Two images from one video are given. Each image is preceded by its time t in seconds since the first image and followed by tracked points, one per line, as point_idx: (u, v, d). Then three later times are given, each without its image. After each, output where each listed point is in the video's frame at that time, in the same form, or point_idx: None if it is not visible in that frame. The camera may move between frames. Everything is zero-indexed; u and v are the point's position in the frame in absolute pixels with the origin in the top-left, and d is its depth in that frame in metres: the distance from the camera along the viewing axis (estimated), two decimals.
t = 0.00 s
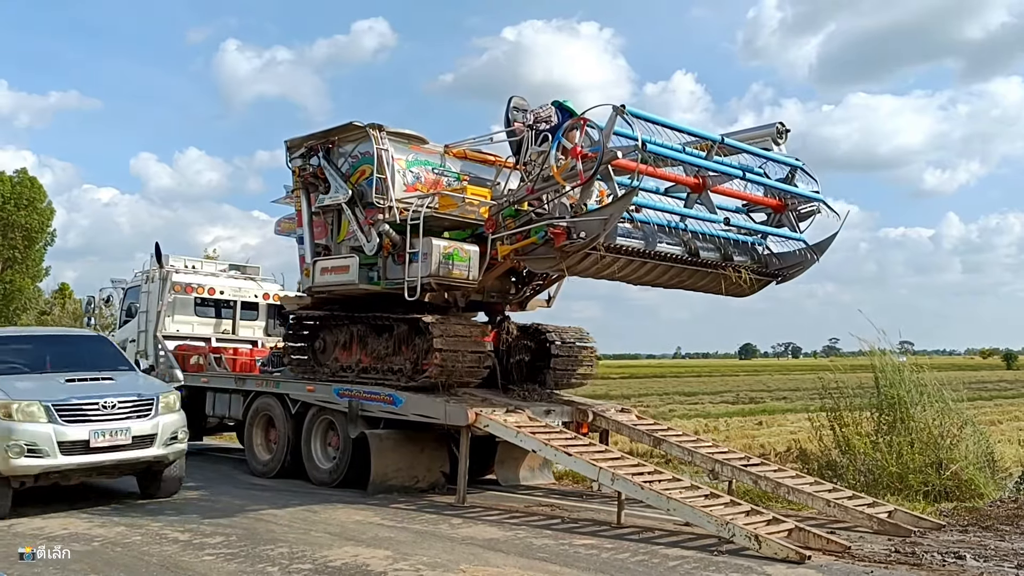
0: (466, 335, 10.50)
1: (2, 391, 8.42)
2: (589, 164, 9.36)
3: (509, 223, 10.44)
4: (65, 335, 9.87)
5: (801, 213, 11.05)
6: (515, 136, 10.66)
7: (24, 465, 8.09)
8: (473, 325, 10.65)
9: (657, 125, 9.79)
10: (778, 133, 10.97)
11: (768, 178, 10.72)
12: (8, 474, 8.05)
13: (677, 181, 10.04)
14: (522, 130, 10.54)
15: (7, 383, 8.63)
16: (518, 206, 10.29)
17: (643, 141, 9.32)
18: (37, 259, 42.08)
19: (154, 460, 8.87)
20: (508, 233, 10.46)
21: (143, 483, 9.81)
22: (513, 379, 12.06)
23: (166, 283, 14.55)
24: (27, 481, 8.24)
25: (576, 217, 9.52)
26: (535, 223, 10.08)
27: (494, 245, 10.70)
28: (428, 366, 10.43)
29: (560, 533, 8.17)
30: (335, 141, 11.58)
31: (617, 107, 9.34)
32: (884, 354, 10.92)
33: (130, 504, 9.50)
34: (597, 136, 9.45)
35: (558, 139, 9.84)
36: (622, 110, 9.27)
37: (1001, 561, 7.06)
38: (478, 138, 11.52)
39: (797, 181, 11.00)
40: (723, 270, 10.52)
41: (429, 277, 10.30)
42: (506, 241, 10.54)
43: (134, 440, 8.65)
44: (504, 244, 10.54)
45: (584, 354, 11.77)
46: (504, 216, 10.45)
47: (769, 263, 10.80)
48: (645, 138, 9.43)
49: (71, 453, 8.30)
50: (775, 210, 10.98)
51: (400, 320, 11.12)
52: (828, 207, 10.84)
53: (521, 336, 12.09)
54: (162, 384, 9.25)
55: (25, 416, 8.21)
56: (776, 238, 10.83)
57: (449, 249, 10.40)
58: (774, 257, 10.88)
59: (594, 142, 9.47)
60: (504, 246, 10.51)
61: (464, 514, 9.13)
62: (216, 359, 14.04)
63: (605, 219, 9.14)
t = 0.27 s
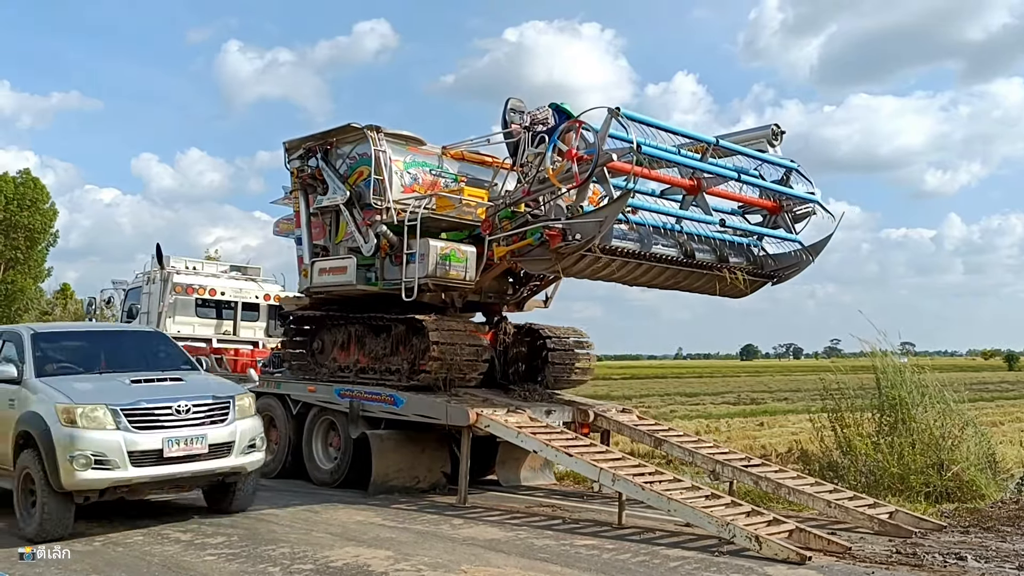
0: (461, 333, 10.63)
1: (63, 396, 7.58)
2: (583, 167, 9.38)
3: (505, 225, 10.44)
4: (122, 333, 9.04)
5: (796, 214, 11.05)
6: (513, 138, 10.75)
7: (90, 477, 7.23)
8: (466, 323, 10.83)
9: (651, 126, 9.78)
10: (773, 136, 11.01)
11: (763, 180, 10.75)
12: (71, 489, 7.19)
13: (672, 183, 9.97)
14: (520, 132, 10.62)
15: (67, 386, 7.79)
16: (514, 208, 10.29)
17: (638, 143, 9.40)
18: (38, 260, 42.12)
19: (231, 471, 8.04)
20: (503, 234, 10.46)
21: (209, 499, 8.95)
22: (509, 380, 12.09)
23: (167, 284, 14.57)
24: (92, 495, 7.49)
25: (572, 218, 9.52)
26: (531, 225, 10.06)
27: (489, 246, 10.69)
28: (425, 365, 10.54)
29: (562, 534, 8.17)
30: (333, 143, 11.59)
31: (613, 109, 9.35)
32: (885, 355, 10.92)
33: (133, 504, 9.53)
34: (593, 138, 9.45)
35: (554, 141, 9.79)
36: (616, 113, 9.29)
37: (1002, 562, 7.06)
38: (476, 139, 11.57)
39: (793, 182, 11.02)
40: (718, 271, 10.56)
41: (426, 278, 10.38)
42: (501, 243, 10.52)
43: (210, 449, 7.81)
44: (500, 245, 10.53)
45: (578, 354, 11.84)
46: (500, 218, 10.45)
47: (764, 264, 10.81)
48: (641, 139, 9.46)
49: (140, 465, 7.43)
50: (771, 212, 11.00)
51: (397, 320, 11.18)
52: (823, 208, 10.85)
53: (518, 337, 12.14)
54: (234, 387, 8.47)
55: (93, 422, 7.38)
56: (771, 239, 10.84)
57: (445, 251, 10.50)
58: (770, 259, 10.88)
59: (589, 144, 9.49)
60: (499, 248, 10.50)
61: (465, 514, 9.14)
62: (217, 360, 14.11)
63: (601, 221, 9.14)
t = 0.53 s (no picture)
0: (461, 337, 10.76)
1: (142, 399, 6.61)
2: (579, 165, 9.43)
3: (501, 224, 10.42)
4: (197, 328, 8.08)
5: (791, 215, 11.10)
6: (510, 139, 10.73)
7: (179, 496, 6.23)
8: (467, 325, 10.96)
9: (645, 126, 9.80)
10: (768, 136, 10.99)
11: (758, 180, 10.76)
12: (163, 509, 6.19)
13: (666, 183, 9.98)
14: (517, 134, 10.60)
15: (147, 389, 6.80)
16: (510, 207, 10.27)
17: (631, 142, 9.39)
18: (42, 260, 42.21)
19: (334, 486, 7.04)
20: (499, 233, 10.47)
21: (298, 520, 8.07)
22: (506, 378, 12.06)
23: (171, 284, 14.58)
24: (183, 517, 6.46)
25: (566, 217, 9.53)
26: (526, 224, 10.06)
27: (484, 245, 10.69)
28: (423, 364, 10.56)
29: (564, 535, 8.17)
30: (332, 144, 11.58)
31: (607, 109, 9.35)
32: (888, 356, 10.92)
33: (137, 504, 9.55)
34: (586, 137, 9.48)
35: (548, 141, 9.81)
36: (610, 113, 9.31)
37: (1005, 563, 7.05)
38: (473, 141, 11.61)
39: (787, 182, 11.04)
40: (712, 271, 10.56)
41: (425, 277, 10.43)
42: (497, 241, 10.53)
43: (313, 461, 6.82)
44: (496, 245, 10.53)
45: (575, 355, 11.81)
46: (496, 217, 10.42)
47: (759, 264, 10.83)
48: (635, 139, 9.48)
49: (241, 479, 6.44)
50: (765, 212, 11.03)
51: (394, 321, 11.23)
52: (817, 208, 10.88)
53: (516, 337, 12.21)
54: (332, 391, 7.53)
55: (182, 433, 6.37)
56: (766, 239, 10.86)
57: (444, 251, 10.54)
58: (765, 258, 10.90)
59: (581, 143, 9.53)
60: (495, 246, 10.51)
61: (468, 515, 9.14)
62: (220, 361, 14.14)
63: (595, 220, 9.14)
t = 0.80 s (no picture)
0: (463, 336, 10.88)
1: (261, 405, 5.62)
2: (575, 165, 9.45)
3: (499, 224, 10.39)
4: (302, 323, 7.23)
5: (789, 214, 11.06)
6: (508, 140, 10.65)
7: (317, 522, 5.24)
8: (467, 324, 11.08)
9: (642, 127, 9.78)
10: (765, 136, 10.96)
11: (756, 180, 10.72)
12: (297, 538, 5.20)
13: (665, 182, 10.03)
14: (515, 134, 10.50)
15: (263, 393, 5.81)
16: (508, 207, 10.26)
17: (628, 142, 9.35)
18: (48, 262, 42.34)
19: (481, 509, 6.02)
20: (497, 233, 10.47)
21: (422, 548, 7.09)
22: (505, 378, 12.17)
23: (176, 286, 14.59)
24: (312, 547, 5.45)
25: (563, 217, 9.55)
26: (524, 224, 10.06)
27: (484, 245, 10.69)
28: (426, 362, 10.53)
29: (568, 536, 8.15)
30: (332, 146, 11.57)
31: (603, 109, 9.35)
32: (893, 357, 10.90)
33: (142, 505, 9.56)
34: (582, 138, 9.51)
35: (545, 141, 9.80)
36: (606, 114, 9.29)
37: (1011, 566, 7.02)
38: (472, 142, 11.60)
39: (785, 182, 11.00)
40: (709, 270, 10.53)
41: (425, 277, 10.45)
42: (494, 241, 10.53)
43: (461, 481, 5.81)
44: (494, 244, 10.53)
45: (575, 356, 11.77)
46: (495, 217, 10.38)
47: (756, 263, 10.82)
48: (632, 139, 9.43)
49: (382, 502, 5.43)
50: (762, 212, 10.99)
51: (395, 320, 11.14)
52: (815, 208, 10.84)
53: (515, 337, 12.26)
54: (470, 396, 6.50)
55: (313, 444, 5.37)
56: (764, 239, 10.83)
57: (443, 251, 10.55)
58: (762, 258, 10.89)
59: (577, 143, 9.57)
60: (492, 246, 10.51)
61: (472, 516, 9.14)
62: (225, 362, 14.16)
63: (591, 219, 9.18)
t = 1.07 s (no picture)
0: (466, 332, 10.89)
1: (439, 415, 4.67)
2: (573, 166, 9.43)
3: (499, 225, 10.40)
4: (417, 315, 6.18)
5: (788, 215, 11.01)
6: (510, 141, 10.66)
7: (528, 563, 4.27)
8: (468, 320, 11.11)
9: (641, 129, 9.77)
10: (764, 137, 10.96)
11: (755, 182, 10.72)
12: None
13: (662, 184, 9.96)
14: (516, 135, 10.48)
15: (433, 397, 4.90)
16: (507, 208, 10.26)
17: (626, 143, 9.38)
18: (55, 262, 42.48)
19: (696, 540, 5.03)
20: (496, 234, 10.46)
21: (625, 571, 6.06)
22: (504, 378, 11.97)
23: (181, 286, 14.59)
24: None
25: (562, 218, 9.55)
26: (522, 224, 10.05)
27: (483, 246, 10.67)
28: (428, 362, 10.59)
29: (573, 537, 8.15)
30: (333, 147, 11.59)
31: (599, 113, 9.34)
32: (899, 358, 10.88)
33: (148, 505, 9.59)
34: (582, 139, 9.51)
35: (544, 142, 9.82)
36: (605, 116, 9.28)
37: (1017, 567, 7.00)
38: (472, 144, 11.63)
39: (784, 184, 11.00)
40: (709, 271, 10.55)
41: (424, 278, 10.46)
42: (494, 243, 10.53)
43: (680, 508, 4.84)
44: (493, 245, 10.51)
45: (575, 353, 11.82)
46: (494, 218, 10.40)
47: (755, 264, 10.79)
48: (629, 140, 9.44)
49: (600, 534, 4.46)
50: (761, 213, 10.96)
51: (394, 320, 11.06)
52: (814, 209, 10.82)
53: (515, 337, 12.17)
54: (656, 401, 5.51)
55: (516, 463, 4.40)
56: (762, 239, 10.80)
57: (444, 252, 10.54)
58: (761, 258, 10.87)
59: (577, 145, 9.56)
60: (492, 248, 10.49)
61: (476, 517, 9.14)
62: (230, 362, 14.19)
63: (590, 220, 9.18)
